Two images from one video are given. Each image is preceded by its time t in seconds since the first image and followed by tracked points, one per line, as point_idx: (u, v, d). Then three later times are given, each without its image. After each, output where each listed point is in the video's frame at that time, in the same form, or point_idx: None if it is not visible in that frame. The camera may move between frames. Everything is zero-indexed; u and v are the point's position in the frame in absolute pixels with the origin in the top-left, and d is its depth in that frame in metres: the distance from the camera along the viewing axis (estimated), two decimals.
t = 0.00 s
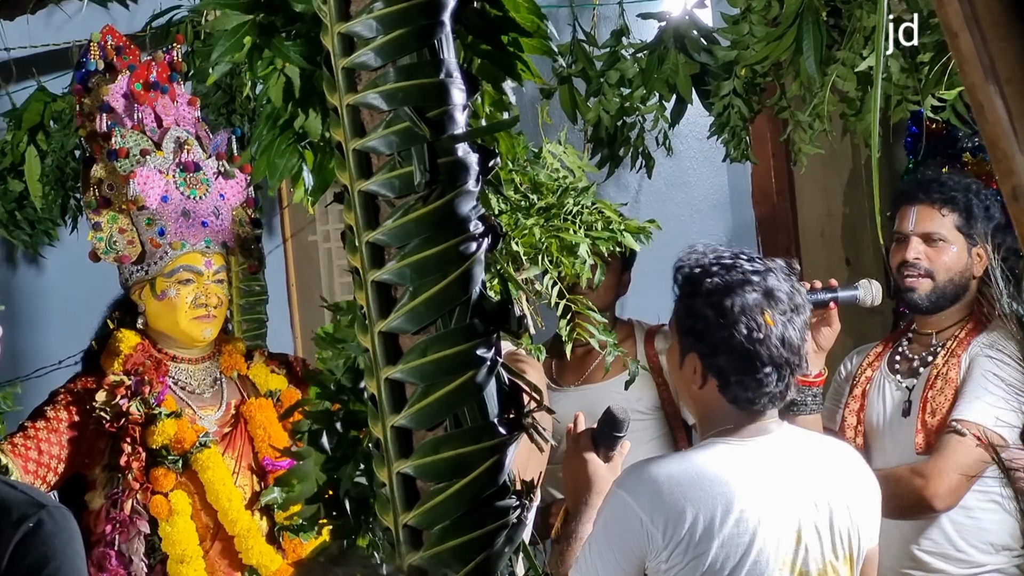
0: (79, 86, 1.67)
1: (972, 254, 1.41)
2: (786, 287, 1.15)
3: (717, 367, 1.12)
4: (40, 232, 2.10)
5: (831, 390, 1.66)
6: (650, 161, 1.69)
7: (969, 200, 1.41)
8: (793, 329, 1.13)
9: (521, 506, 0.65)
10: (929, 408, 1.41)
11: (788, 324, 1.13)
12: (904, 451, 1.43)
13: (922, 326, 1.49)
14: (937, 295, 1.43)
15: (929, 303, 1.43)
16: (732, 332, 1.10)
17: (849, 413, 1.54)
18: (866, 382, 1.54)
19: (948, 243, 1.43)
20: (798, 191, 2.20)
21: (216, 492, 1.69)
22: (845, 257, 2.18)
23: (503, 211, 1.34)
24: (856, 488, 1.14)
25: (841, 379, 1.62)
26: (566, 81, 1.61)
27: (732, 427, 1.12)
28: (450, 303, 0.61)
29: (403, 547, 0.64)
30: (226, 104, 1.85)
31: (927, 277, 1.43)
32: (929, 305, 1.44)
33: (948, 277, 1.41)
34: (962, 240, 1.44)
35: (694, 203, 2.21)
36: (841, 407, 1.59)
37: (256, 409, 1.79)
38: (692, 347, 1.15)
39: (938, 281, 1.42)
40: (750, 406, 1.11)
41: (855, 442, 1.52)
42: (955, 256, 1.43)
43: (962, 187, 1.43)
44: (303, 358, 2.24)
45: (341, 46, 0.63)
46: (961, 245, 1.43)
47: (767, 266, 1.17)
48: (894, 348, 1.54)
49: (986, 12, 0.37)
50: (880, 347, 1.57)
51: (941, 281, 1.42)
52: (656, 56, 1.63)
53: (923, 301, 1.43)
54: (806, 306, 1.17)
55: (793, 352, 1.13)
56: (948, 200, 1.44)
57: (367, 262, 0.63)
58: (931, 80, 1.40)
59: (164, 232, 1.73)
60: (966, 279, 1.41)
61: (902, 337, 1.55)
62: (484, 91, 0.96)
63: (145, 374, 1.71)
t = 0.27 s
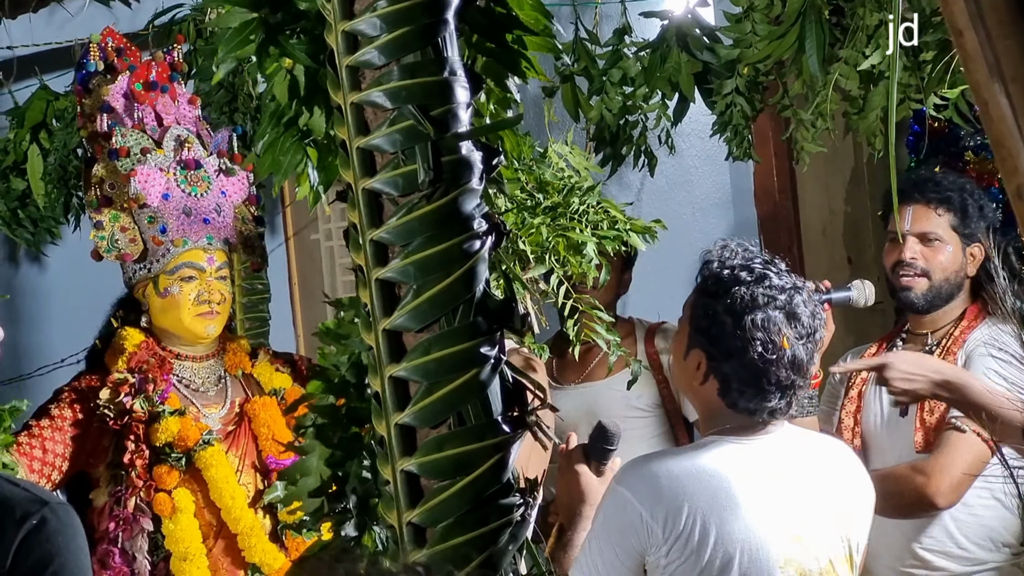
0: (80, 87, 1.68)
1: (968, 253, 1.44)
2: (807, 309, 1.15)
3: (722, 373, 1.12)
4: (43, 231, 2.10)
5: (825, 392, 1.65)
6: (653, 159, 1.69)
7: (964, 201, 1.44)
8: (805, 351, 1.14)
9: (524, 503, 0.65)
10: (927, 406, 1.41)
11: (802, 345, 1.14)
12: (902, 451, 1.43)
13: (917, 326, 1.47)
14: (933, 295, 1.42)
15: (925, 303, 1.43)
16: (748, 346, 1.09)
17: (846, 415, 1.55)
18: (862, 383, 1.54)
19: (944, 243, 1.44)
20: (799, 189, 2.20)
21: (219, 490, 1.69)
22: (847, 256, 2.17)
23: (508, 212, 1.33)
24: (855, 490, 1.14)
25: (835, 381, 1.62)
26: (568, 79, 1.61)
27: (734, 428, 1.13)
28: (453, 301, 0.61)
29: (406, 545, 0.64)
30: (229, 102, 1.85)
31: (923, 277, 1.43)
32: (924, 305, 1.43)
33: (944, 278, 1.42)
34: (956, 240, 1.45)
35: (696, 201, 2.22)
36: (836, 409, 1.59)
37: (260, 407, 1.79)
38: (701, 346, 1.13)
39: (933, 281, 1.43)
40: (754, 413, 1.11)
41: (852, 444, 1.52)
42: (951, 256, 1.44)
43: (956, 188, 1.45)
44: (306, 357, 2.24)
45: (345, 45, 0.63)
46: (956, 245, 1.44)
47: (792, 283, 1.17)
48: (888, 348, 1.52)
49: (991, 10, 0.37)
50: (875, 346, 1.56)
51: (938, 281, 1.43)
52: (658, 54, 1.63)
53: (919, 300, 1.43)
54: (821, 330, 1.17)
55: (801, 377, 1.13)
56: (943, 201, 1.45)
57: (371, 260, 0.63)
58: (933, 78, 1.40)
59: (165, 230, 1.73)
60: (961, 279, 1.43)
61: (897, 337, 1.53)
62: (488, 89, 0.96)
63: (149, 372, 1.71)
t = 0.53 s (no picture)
0: (76, 95, 1.67)
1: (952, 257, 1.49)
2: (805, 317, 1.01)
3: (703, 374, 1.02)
4: (40, 235, 2.10)
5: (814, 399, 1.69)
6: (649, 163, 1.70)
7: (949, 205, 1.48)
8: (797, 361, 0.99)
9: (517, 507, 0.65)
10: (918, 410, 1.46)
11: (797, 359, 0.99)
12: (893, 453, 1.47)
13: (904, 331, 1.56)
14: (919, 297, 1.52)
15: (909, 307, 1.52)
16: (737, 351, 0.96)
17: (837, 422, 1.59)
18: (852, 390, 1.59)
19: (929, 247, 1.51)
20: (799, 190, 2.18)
21: (215, 493, 1.70)
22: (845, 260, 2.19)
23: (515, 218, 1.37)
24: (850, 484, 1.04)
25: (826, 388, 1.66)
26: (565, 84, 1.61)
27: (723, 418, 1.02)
28: (447, 305, 0.62)
29: (400, 549, 0.64)
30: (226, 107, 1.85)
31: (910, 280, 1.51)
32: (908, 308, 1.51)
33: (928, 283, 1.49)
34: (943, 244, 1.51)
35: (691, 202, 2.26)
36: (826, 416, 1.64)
37: (256, 411, 1.79)
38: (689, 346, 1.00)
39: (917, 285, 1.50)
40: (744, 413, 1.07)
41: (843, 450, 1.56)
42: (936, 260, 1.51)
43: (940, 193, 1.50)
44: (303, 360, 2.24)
45: (340, 50, 0.63)
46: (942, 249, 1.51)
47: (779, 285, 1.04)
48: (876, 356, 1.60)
49: (980, 14, 0.37)
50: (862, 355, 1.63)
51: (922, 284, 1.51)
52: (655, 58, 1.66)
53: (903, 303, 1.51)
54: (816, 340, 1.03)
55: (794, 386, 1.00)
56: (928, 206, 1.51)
57: (366, 264, 0.63)
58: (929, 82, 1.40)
59: (161, 233, 1.74)
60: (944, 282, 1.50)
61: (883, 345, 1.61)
62: (482, 93, 0.97)
63: (146, 375, 1.72)
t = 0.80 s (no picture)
0: (76, 84, 1.66)
1: (945, 249, 1.52)
2: (767, 299, 1.17)
3: (688, 364, 1.13)
4: (40, 226, 2.10)
5: (807, 393, 1.75)
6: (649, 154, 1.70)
7: (941, 197, 1.53)
8: (767, 340, 1.15)
9: (519, 497, 0.66)
10: (909, 403, 1.50)
11: (766, 337, 1.15)
12: (889, 447, 1.52)
13: (896, 323, 1.59)
14: (910, 290, 1.53)
15: (903, 298, 1.54)
16: (709, 335, 1.11)
17: (831, 415, 1.63)
18: (845, 383, 1.63)
19: (921, 239, 1.53)
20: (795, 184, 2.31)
21: (214, 483, 1.69)
22: (843, 251, 2.26)
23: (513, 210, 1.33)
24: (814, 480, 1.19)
25: (818, 381, 1.72)
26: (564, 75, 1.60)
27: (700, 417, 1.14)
28: (448, 295, 0.62)
29: (403, 537, 0.64)
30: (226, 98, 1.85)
31: (901, 272, 1.53)
32: (902, 299, 1.54)
33: (922, 273, 1.52)
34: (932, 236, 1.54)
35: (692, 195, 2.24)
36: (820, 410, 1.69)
37: (255, 401, 1.79)
38: (665, 338, 1.15)
39: (911, 276, 1.53)
40: (720, 403, 1.13)
41: (837, 443, 1.60)
42: (928, 253, 1.53)
43: (932, 185, 1.55)
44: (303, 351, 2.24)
45: (341, 39, 0.63)
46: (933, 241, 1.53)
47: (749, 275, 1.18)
48: (869, 348, 1.64)
49: (983, 4, 0.37)
50: (855, 348, 1.67)
51: (915, 276, 1.53)
52: (653, 49, 1.62)
53: (897, 295, 1.54)
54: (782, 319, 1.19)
55: (766, 362, 1.15)
56: (920, 198, 1.55)
57: (367, 253, 0.63)
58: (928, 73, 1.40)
59: (161, 223, 1.73)
60: (937, 274, 1.52)
61: (876, 337, 1.65)
62: (482, 84, 0.97)
63: (145, 365, 1.71)
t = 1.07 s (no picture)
0: (81, 82, 1.67)
1: (937, 251, 1.57)
2: (740, 291, 1.21)
3: (668, 363, 1.17)
4: (42, 226, 2.10)
5: (803, 396, 1.75)
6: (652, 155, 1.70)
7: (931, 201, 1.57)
8: (742, 332, 1.19)
9: (524, 498, 0.65)
10: (906, 405, 1.49)
11: (741, 329, 1.19)
12: (884, 450, 1.52)
13: (891, 327, 1.60)
14: (904, 292, 1.55)
15: (896, 300, 1.56)
16: (681, 329, 1.16)
17: (826, 418, 1.63)
18: (840, 387, 1.62)
19: (913, 242, 1.57)
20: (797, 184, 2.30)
21: (217, 484, 1.70)
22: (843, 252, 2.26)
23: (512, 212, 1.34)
24: (804, 479, 1.21)
25: (813, 385, 1.72)
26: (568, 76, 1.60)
27: (687, 421, 1.17)
28: (455, 295, 0.62)
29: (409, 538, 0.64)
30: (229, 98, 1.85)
31: (894, 275, 1.56)
32: (896, 302, 1.56)
33: (915, 276, 1.55)
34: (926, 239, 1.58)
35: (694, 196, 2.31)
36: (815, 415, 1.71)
37: (257, 402, 1.80)
38: (645, 343, 1.19)
39: (904, 278, 1.55)
40: (700, 403, 1.16)
41: (832, 447, 1.62)
42: (920, 255, 1.56)
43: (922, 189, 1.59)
44: (305, 352, 2.24)
45: (348, 40, 0.63)
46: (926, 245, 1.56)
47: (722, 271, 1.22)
48: (864, 351, 1.63)
49: (991, 6, 0.37)
50: (850, 351, 1.65)
51: (908, 279, 1.55)
52: (657, 50, 1.63)
53: (890, 298, 1.56)
54: (757, 311, 1.22)
55: (741, 353, 1.18)
56: (911, 201, 1.58)
57: (372, 253, 0.63)
58: (931, 75, 1.40)
59: (166, 224, 1.73)
60: (929, 277, 1.55)
61: (871, 339, 1.64)
62: (486, 85, 0.97)
63: (147, 366, 1.71)
